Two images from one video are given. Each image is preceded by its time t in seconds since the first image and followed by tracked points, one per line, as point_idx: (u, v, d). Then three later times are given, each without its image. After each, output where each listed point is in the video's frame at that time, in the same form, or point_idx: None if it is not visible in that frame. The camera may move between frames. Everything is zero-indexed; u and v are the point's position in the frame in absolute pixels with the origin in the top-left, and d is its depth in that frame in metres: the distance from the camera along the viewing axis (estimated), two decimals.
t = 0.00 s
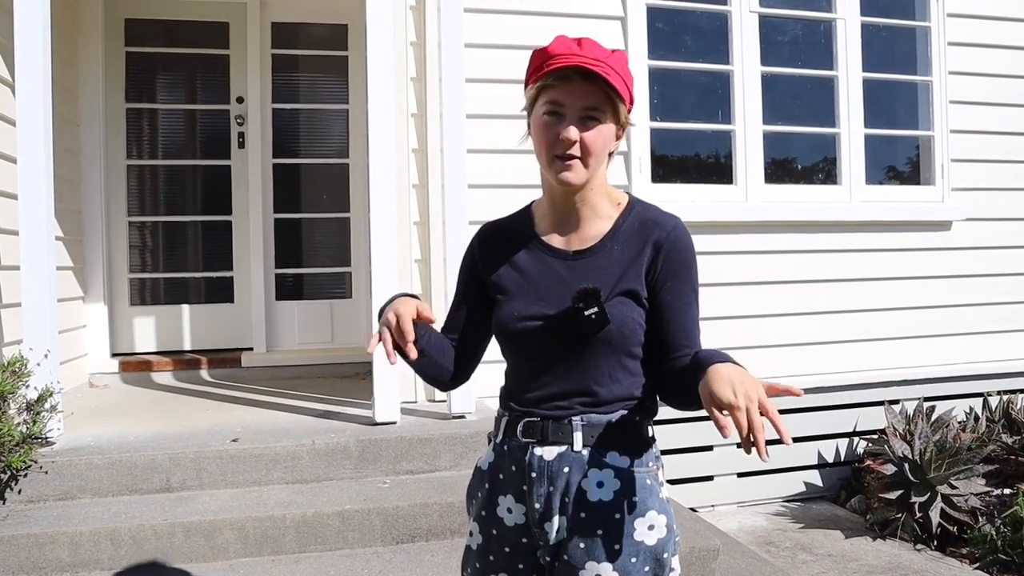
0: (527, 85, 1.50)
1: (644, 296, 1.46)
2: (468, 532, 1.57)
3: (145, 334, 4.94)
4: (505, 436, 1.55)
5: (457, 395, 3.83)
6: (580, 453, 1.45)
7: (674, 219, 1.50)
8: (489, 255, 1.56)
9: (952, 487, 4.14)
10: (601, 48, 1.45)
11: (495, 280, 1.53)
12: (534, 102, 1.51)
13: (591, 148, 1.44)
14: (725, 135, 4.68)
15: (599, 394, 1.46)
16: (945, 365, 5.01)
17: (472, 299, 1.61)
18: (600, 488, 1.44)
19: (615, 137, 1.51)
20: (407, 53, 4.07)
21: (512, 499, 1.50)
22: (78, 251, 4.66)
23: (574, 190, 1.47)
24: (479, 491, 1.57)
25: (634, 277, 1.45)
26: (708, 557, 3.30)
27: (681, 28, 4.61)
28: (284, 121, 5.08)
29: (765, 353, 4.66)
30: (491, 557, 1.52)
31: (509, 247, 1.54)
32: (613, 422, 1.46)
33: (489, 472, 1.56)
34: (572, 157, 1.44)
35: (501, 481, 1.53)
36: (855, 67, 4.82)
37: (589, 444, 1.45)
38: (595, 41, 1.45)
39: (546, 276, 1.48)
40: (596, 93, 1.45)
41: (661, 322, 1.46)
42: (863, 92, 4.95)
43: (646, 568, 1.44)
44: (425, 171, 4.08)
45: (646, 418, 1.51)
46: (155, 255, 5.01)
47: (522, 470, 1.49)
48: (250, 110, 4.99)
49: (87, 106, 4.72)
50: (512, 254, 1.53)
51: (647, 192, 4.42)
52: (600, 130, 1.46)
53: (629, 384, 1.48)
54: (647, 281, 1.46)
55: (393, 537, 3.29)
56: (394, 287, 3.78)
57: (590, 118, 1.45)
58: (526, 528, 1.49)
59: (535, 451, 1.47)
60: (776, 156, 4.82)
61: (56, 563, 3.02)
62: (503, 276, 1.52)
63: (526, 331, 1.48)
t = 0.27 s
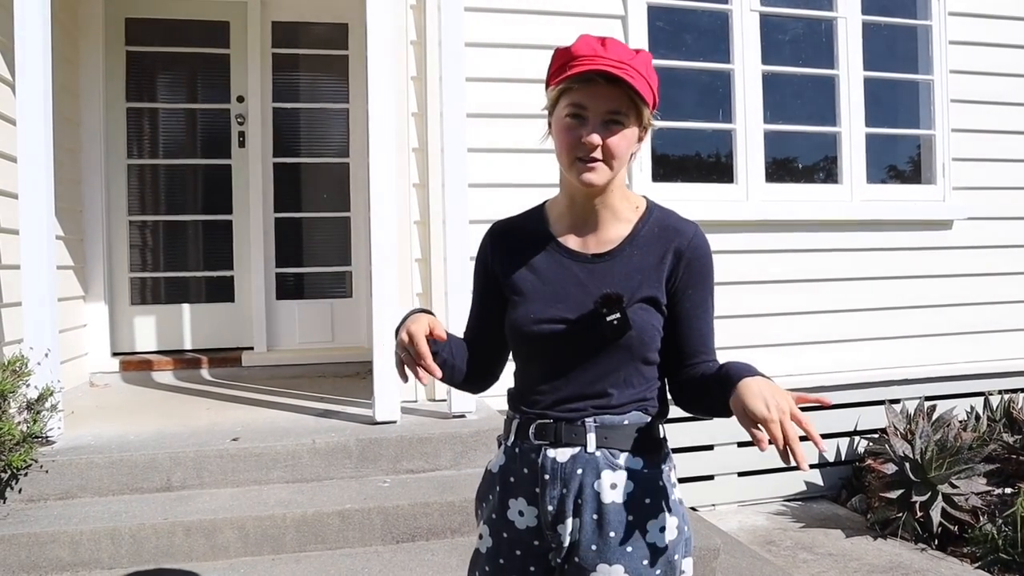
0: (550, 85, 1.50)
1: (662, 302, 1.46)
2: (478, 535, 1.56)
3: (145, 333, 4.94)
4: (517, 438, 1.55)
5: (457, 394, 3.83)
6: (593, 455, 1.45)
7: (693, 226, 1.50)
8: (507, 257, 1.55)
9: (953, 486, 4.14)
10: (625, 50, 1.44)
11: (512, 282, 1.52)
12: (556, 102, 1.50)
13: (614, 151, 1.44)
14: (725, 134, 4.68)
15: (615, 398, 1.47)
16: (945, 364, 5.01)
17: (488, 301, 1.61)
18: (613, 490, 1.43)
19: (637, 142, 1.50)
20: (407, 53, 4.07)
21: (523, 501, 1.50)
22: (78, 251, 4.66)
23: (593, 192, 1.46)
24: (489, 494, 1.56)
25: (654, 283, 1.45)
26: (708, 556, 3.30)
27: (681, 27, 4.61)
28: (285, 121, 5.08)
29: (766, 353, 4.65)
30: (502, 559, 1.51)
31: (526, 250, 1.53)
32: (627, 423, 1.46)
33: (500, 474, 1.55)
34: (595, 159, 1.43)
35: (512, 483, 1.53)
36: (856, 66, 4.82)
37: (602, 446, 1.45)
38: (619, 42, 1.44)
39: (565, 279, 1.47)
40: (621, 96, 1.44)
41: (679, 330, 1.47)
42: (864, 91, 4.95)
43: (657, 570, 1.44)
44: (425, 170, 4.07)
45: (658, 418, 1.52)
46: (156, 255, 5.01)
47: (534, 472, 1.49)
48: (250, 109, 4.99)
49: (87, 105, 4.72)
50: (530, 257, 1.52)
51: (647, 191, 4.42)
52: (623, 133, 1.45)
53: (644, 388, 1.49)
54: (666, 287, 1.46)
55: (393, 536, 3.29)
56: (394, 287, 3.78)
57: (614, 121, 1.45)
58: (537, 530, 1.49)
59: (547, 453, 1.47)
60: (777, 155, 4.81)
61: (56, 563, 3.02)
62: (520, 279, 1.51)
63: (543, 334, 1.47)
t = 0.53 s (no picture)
0: (563, 83, 1.50)
1: (668, 302, 1.44)
2: (481, 533, 1.59)
3: (146, 334, 4.95)
4: (519, 438, 1.56)
5: (457, 394, 3.82)
6: (592, 458, 1.44)
7: (702, 228, 1.49)
8: (516, 256, 1.56)
9: (954, 486, 4.13)
10: (637, 49, 1.45)
11: (520, 280, 1.53)
12: (568, 100, 1.50)
13: (624, 148, 1.44)
14: (726, 134, 4.68)
15: (616, 397, 1.46)
16: (946, 364, 5.00)
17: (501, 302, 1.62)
18: (611, 494, 1.43)
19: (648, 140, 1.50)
20: (407, 53, 4.06)
21: (523, 501, 1.51)
22: (78, 251, 4.66)
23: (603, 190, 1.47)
24: (493, 492, 1.58)
25: (660, 282, 1.44)
26: (708, 556, 3.29)
27: (681, 27, 4.61)
28: (285, 121, 5.08)
29: (767, 353, 4.65)
30: (503, 558, 1.53)
31: (535, 248, 1.55)
32: (627, 426, 1.45)
33: (503, 473, 1.57)
34: (605, 156, 1.43)
35: (513, 483, 1.54)
36: (857, 66, 4.81)
37: (601, 448, 1.45)
38: (632, 41, 1.45)
39: (571, 276, 1.47)
40: (633, 93, 1.44)
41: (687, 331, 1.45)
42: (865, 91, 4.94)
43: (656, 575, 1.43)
44: (425, 170, 4.07)
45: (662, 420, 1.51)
46: (156, 255, 5.01)
47: (534, 473, 1.50)
48: (250, 109, 4.99)
49: (88, 106, 4.72)
50: (540, 254, 1.53)
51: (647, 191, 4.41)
52: (634, 131, 1.45)
53: (649, 390, 1.47)
54: (672, 287, 1.44)
55: (393, 536, 3.28)
56: (394, 287, 3.78)
57: (625, 118, 1.45)
58: (538, 530, 1.50)
59: (547, 454, 1.48)
60: (778, 155, 4.81)
61: (56, 563, 3.02)
62: (528, 275, 1.52)
63: (548, 330, 1.47)
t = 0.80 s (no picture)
0: (570, 82, 1.50)
1: (669, 297, 1.44)
2: (479, 532, 1.60)
3: (146, 333, 4.95)
4: (518, 439, 1.57)
5: (456, 394, 3.82)
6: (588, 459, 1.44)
7: (706, 227, 1.49)
8: (521, 255, 1.58)
9: (953, 486, 4.14)
10: (645, 51, 1.45)
11: (525, 277, 1.55)
12: (575, 101, 1.51)
13: (631, 149, 1.44)
14: (726, 134, 4.68)
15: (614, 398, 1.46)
16: (946, 364, 5.00)
17: (507, 303, 1.63)
18: (607, 496, 1.42)
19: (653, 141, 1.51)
20: (407, 53, 4.07)
21: (520, 502, 1.52)
22: (79, 251, 4.67)
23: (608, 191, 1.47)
24: (492, 492, 1.60)
25: (661, 279, 1.44)
26: (708, 556, 3.30)
27: (681, 27, 4.61)
28: (285, 121, 5.09)
29: (767, 352, 4.65)
30: (500, 558, 1.55)
31: (540, 248, 1.56)
32: (626, 427, 1.44)
33: (501, 473, 1.58)
34: (611, 158, 1.44)
35: (511, 483, 1.55)
36: (857, 66, 4.81)
37: (597, 450, 1.44)
38: (639, 43, 1.45)
39: (572, 272, 1.49)
40: (640, 96, 1.45)
41: (686, 329, 1.43)
42: (865, 91, 4.94)
43: None
44: (425, 170, 4.07)
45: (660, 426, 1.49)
46: (157, 255, 5.01)
47: (532, 474, 1.51)
48: (250, 110, 4.99)
49: (88, 106, 4.73)
50: (542, 251, 1.55)
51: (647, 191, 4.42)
52: (640, 133, 1.46)
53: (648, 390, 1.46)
54: (673, 283, 1.44)
55: (392, 535, 3.29)
56: (394, 287, 3.78)
57: (632, 120, 1.45)
58: (535, 531, 1.50)
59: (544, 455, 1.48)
60: (778, 155, 4.81)
61: (56, 562, 3.03)
62: (530, 273, 1.54)
63: (549, 325, 1.47)
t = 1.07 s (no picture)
0: (572, 85, 1.50)
1: (667, 291, 1.44)
2: (478, 534, 1.60)
3: (147, 333, 4.96)
4: (518, 440, 1.57)
5: (456, 393, 3.83)
6: (591, 461, 1.44)
7: (702, 222, 1.50)
8: (518, 254, 1.58)
9: (953, 486, 4.14)
10: (647, 56, 1.45)
11: (522, 275, 1.55)
12: (576, 103, 1.51)
13: (631, 151, 1.45)
14: (726, 134, 4.68)
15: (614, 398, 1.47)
16: (946, 364, 5.00)
17: (503, 303, 1.63)
18: (611, 497, 1.42)
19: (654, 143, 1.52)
20: (407, 53, 4.07)
21: (522, 504, 1.52)
22: (80, 251, 4.68)
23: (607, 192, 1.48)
24: (492, 495, 1.60)
25: (658, 273, 1.44)
26: (707, 555, 3.30)
27: (681, 27, 4.61)
28: (285, 121, 5.09)
29: (767, 352, 4.65)
30: (501, 561, 1.55)
31: (536, 246, 1.56)
32: (627, 427, 1.46)
33: (502, 475, 1.58)
34: (611, 159, 1.45)
35: (512, 485, 1.55)
36: (856, 66, 4.82)
37: (601, 451, 1.44)
38: (641, 49, 1.46)
39: (570, 270, 1.49)
40: (641, 100, 1.45)
41: (680, 321, 1.43)
42: (865, 91, 4.95)
43: None
44: (425, 170, 4.08)
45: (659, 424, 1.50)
46: (157, 255, 5.02)
47: (534, 476, 1.51)
48: (251, 110, 5.00)
49: (89, 106, 4.74)
50: (538, 249, 1.55)
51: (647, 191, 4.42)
52: (641, 137, 1.47)
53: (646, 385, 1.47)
54: (670, 277, 1.44)
55: (392, 535, 3.29)
56: (394, 287, 3.79)
57: (632, 123, 1.46)
58: (536, 533, 1.51)
59: (546, 456, 1.48)
60: (778, 155, 4.81)
61: (57, 562, 3.03)
62: (527, 270, 1.54)
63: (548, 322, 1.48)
